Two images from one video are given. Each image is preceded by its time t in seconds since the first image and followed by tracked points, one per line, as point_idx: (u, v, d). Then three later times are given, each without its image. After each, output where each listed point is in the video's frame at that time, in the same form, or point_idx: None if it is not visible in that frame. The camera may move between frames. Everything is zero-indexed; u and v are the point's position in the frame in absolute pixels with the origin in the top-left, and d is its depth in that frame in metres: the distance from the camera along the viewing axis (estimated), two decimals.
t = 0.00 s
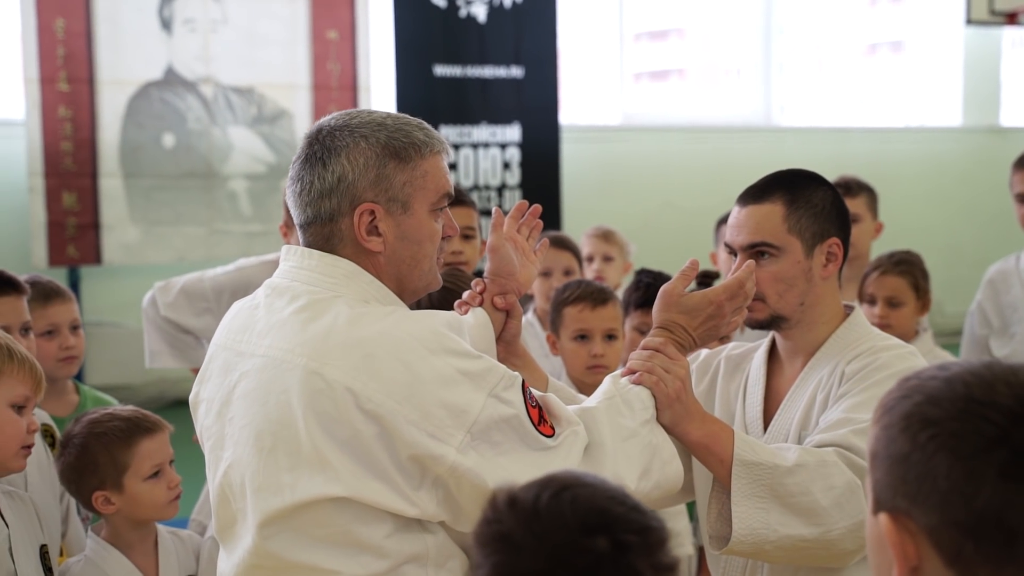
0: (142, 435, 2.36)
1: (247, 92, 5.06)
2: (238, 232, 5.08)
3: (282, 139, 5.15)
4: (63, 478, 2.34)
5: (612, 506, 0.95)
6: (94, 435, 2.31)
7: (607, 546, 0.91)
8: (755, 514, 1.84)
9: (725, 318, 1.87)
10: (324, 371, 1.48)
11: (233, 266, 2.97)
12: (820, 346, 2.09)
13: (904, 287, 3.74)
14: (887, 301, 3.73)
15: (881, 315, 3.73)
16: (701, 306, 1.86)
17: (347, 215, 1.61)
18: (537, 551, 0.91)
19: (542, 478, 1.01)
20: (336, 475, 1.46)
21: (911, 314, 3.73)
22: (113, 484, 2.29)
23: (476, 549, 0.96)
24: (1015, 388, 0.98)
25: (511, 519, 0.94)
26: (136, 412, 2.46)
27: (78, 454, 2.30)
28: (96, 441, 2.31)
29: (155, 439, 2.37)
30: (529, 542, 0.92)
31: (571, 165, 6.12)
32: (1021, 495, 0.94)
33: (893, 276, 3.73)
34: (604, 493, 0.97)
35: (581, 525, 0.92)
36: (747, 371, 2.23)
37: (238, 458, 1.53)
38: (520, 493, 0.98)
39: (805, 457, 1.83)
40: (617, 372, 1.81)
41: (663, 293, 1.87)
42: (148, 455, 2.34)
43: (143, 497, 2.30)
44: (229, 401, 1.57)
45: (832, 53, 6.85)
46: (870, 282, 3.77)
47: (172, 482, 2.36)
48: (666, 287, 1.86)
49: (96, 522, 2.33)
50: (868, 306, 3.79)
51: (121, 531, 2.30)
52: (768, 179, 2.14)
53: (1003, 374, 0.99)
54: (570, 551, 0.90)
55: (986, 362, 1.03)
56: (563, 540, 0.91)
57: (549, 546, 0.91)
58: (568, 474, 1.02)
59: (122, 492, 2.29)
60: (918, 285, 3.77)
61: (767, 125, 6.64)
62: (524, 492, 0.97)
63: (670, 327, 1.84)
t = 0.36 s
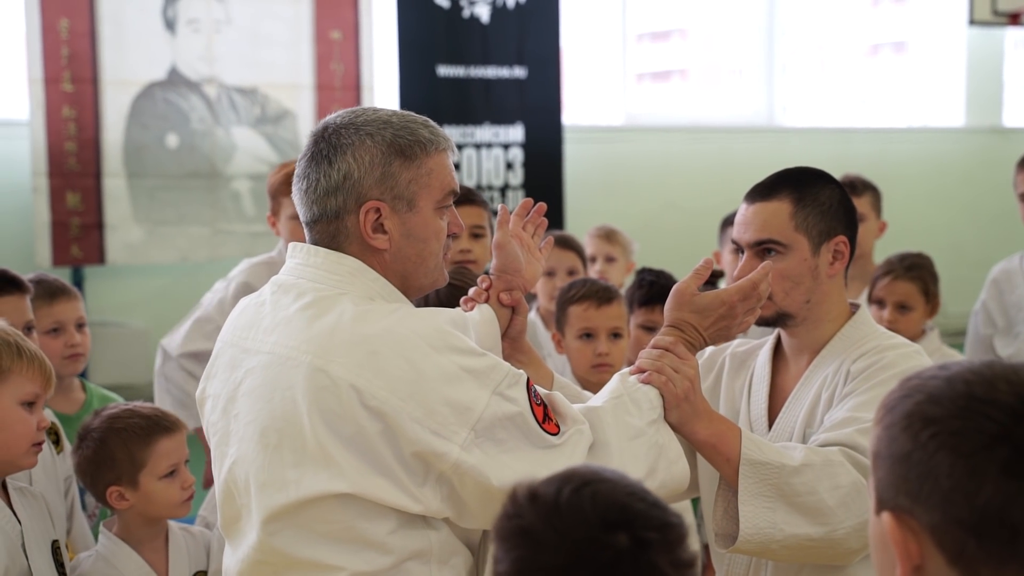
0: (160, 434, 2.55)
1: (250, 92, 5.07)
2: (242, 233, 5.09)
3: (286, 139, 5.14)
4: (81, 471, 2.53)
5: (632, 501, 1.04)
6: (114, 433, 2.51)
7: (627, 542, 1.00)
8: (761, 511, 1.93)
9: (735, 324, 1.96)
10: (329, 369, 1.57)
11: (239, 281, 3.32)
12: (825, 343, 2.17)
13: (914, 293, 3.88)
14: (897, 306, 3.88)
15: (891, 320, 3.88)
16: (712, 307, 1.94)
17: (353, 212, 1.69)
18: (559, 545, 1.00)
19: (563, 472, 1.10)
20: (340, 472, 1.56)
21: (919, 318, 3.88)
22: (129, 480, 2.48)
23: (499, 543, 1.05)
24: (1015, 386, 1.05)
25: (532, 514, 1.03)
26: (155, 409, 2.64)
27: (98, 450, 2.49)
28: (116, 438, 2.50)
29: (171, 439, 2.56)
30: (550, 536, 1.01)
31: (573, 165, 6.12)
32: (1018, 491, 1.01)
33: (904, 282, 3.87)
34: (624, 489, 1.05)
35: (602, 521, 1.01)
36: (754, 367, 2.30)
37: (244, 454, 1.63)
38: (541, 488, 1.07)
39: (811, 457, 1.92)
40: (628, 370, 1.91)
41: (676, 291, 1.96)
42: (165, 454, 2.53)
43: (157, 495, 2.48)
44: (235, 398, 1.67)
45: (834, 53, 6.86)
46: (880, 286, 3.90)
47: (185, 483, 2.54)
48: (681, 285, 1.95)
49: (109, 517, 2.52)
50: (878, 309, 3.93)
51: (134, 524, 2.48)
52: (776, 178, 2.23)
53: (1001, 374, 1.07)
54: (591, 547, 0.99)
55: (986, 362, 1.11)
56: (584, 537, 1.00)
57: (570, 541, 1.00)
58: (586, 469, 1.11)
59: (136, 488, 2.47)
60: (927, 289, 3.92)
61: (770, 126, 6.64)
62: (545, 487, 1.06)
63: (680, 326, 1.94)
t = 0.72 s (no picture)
0: (161, 434, 2.55)
1: (246, 92, 5.05)
2: (238, 232, 5.08)
3: (282, 139, 5.14)
4: (80, 467, 2.53)
5: (639, 498, 1.05)
6: (114, 431, 2.51)
7: (634, 538, 1.01)
8: (756, 506, 1.94)
9: (729, 317, 1.96)
10: (325, 366, 1.58)
11: (236, 280, 3.40)
12: (822, 342, 2.18)
13: (912, 292, 3.89)
14: (894, 305, 3.89)
15: (889, 319, 3.89)
16: (704, 303, 1.93)
17: (350, 210, 1.70)
18: (563, 542, 1.01)
19: (569, 468, 1.10)
20: (338, 469, 1.57)
21: (918, 317, 3.89)
22: (127, 480, 2.48)
23: (504, 538, 1.06)
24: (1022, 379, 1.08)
25: (539, 510, 1.04)
26: (156, 408, 2.65)
27: (97, 448, 2.50)
28: (115, 436, 2.50)
29: (172, 441, 2.56)
30: (555, 532, 1.02)
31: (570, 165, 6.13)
32: None
33: (901, 281, 3.89)
34: (632, 486, 1.07)
35: (607, 518, 1.02)
36: (752, 363, 2.31)
37: (241, 452, 1.64)
38: (547, 483, 1.07)
39: (806, 452, 1.94)
40: (624, 365, 1.91)
41: (670, 287, 1.94)
42: (164, 455, 2.53)
43: (154, 494, 2.48)
44: (231, 397, 1.68)
45: (830, 53, 6.86)
46: (878, 286, 3.92)
47: (182, 484, 2.55)
48: (675, 280, 1.94)
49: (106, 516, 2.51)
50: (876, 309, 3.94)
51: (130, 522, 2.48)
52: (773, 176, 2.24)
53: (1006, 368, 1.10)
54: (597, 543, 1.00)
55: (990, 357, 1.14)
56: (589, 534, 1.01)
57: (575, 537, 1.01)
58: (592, 464, 1.12)
59: (133, 487, 2.48)
60: (925, 289, 3.93)
61: (766, 126, 6.64)
62: (551, 483, 1.07)
63: (675, 322, 1.93)
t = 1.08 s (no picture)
0: (153, 436, 2.56)
1: (236, 91, 5.05)
2: (228, 231, 5.06)
3: (272, 138, 5.14)
4: (72, 462, 2.54)
5: (637, 495, 1.05)
6: (106, 430, 2.52)
7: (632, 535, 1.02)
8: (735, 495, 1.95)
9: (705, 309, 1.97)
10: (310, 363, 1.58)
11: (233, 276, 3.41)
12: (817, 337, 2.19)
13: (906, 288, 3.93)
14: (888, 301, 3.92)
15: (883, 315, 3.91)
16: (681, 294, 1.95)
17: (335, 205, 1.70)
18: (563, 539, 1.01)
19: (567, 465, 1.11)
20: (324, 466, 1.57)
21: (912, 314, 3.91)
22: (117, 479, 2.49)
23: (504, 535, 1.06)
24: (1022, 371, 1.09)
25: (537, 507, 1.04)
26: (150, 407, 2.64)
27: (89, 445, 2.51)
28: (108, 435, 2.51)
29: (165, 444, 2.57)
30: (554, 529, 1.02)
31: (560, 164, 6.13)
32: None
33: (894, 277, 3.93)
34: (630, 482, 1.07)
35: (606, 515, 1.02)
36: (746, 359, 2.32)
37: (227, 451, 1.64)
38: (546, 480, 1.08)
39: (787, 443, 1.94)
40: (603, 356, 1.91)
41: (648, 277, 1.96)
42: (156, 457, 2.53)
43: (142, 494, 2.48)
44: (218, 395, 1.68)
45: (819, 52, 6.87)
46: (872, 283, 3.96)
47: (172, 487, 2.54)
48: (654, 270, 1.95)
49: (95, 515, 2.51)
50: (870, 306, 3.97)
51: (117, 522, 2.48)
52: (770, 173, 2.27)
53: (1005, 359, 1.10)
54: (596, 540, 1.01)
55: (987, 348, 1.14)
56: (588, 531, 1.01)
57: (574, 535, 1.01)
58: (591, 461, 1.12)
59: (122, 487, 2.48)
60: (918, 284, 3.97)
61: (756, 124, 6.64)
62: (550, 479, 1.07)
63: (653, 313, 1.95)
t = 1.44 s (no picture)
0: (135, 435, 2.55)
1: (219, 83, 4.98)
2: (211, 224, 4.99)
3: (255, 130, 5.07)
4: (54, 452, 2.54)
5: (629, 487, 1.05)
6: (88, 425, 2.52)
7: (626, 528, 1.02)
8: (683, 472, 2.01)
9: (613, 284, 2.08)
10: (294, 353, 1.59)
11: (216, 273, 3.36)
12: (800, 330, 2.21)
13: (891, 279, 3.94)
14: (873, 293, 3.93)
15: (868, 306, 3.93)
16: (595, 274, 2.06)
17: (357, 203, 1.70)
18: (558, 532, 1.01)
19: (560, 457, 1.11)
20: (304, 457, 1.58)
21: (897, 306, 3.93)
22: (95, 475, 2.48)
23: (495, 529, 1.07)
24: (1004, 368, 1.08)
25: (529, 500, 1.04)
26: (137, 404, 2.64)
27: (69, 438, 2.51)
28: (90, 430, 2.51)
29: (147, 443, 2.56)
30: (549, 522, 1.02)
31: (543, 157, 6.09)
32: (1010, 472, 1.05)
33: (880, 268, 3.94)
34: (622, 475, 1.07)
35: (599, 507, 1.02)
36: (733, 352, 2.33)
37: (209, 439, 1.64)
38: (538, 473, 1.08)
39: (735, 419, 2.00)
40: (545, 352, 1.97)
41: (558, 267, 2.06)
42: (136, 455, 2.53)
43: (117, 492, 2.47)
44: (201, 382, 1.69)
45: (802, 46, 6.87)
46: (857, 274, 3.97)
47: (150, 486, 2.52)
48: (562, 259, 2.07)
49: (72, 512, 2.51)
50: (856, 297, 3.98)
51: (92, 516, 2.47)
52: (757, 165, 2.27)
53: (987, 356, 1.10)
54: (590, 533, 1.01)
55: (969, 345, 1.14)
56: (582, 524, 1.01)
57: (568, 528, 1.01)
58: (583, 454, 1.12)
59: (99, 483, 2.47)
60: (904, 276, 3.98)
61: (740, 117, 6.64)
62: (543, 473, 1.08)
63: (576, 298, 2.03)
